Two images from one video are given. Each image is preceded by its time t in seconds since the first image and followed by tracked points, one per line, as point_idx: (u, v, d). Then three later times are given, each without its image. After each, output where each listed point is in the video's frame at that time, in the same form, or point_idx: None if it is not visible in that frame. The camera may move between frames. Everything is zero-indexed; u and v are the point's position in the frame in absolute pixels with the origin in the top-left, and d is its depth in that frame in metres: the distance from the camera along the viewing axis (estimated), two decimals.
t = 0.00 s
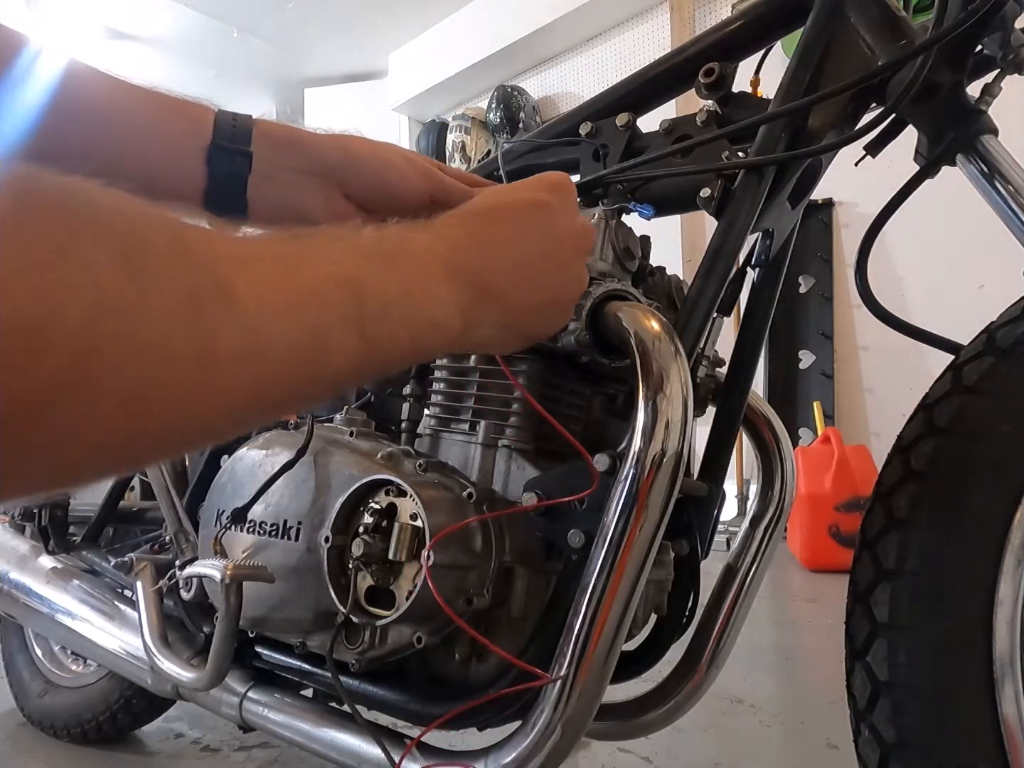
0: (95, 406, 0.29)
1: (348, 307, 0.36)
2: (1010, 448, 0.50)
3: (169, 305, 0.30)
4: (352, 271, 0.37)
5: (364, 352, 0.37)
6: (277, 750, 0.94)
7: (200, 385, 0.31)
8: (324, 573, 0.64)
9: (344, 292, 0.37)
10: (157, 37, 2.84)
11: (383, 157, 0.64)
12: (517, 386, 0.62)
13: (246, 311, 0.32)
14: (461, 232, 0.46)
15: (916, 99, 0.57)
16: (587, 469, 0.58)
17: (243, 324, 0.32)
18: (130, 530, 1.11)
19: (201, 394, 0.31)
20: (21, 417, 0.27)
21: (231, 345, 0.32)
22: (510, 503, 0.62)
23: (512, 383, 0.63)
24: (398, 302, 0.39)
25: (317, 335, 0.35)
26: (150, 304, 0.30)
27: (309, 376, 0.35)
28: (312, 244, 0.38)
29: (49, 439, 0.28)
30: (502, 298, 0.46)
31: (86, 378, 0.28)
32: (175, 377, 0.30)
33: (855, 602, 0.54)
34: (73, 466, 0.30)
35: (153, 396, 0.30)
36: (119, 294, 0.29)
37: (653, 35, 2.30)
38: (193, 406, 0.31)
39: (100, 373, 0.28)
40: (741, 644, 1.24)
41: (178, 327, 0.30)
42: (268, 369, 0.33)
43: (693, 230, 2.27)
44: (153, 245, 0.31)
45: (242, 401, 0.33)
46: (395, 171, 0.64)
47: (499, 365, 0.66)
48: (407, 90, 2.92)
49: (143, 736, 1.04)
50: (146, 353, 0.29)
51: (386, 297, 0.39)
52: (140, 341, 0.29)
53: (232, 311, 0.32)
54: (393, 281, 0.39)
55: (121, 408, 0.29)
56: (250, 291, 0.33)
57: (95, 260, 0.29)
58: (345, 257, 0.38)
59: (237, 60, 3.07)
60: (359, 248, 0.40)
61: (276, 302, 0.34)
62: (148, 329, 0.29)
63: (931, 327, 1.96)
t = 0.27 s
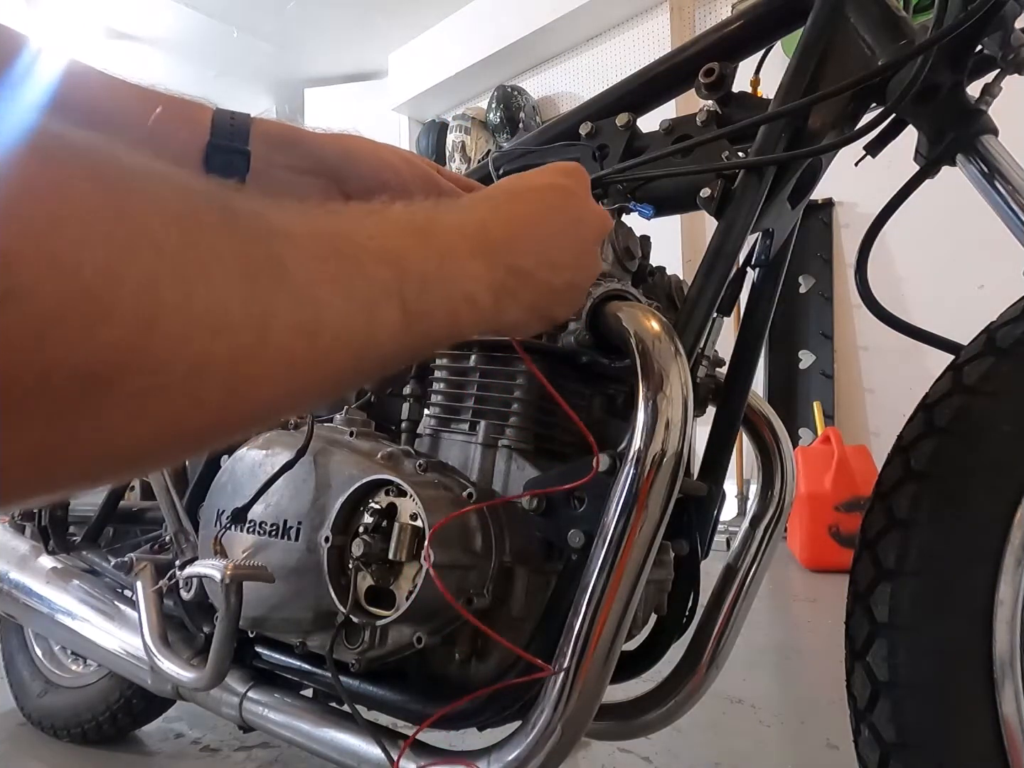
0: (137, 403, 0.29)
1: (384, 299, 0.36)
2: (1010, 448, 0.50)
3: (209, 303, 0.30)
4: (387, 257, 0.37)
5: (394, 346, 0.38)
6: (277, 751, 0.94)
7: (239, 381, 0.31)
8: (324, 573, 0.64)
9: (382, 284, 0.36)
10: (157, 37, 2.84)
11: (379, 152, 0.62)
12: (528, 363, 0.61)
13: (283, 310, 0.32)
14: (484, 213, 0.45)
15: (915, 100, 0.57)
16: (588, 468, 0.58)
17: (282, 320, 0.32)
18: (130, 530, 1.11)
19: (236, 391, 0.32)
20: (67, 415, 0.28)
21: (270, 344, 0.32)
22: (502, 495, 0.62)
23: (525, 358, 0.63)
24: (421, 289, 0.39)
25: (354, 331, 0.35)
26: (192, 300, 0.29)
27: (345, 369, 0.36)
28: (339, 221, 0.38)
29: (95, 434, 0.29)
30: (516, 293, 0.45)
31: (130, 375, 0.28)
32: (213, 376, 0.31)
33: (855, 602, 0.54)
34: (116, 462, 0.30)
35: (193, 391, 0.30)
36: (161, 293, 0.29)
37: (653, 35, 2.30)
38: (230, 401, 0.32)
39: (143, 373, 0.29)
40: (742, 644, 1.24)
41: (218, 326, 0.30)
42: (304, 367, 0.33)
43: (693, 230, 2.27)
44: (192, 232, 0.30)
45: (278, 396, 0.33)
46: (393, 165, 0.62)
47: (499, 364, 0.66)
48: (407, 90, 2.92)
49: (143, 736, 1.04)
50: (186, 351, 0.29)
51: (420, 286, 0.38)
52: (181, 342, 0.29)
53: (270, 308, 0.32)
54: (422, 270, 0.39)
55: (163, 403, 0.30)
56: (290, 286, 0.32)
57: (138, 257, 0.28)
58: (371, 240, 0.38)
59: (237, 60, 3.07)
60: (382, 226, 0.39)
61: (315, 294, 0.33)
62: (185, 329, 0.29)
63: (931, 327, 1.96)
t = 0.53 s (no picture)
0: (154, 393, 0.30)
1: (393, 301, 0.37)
2: (1010, 448, 0.50)
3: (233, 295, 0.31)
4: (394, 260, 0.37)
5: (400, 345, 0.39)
6: (277, 751, 0.94)
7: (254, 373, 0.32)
8: (324, 573, 0.64)
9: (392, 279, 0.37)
10: (157, 37, 2.83)
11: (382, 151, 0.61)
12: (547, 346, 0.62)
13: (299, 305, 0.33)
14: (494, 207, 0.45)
15: (915, 100, 0.57)
16: (589, 468, 0.57)
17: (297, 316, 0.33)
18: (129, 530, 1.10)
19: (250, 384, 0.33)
20: (104, 385, 0.29)
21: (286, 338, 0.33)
22: (497, 490, 0.63)
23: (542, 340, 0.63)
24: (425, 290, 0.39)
25: (362, 326, 0.36)
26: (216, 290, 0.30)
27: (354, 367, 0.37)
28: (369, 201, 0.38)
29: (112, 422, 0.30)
30: (519, 289, 0.46)
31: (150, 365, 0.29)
32: (228, 368, 0.32)
33: (855, 601, 0.54)
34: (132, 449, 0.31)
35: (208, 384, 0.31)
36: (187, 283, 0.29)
37: (653, 35, 2.30)
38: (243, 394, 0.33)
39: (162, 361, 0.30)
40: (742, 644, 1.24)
41: (237, 318, 0.31)
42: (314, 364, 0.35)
43: (693, 230, 2.27)
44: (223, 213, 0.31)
45: (290, 392, 0.34)
46: (397, 163, 0.61)
47: (499, 364, 0.66)
48: (407, 91, 2.92)
49: (143, 736, 1.04)
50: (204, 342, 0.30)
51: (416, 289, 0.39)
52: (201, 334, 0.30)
53: (288, 302, 0.33)
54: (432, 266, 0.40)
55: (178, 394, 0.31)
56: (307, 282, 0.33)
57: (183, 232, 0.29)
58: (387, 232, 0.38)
59: (237, 59, 3.07)
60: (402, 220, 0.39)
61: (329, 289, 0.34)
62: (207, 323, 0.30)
63: (931, 327, 1.96)
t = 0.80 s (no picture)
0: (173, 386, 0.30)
1: (404, 297, 0.37)
2: (1010, 448, 0.50)
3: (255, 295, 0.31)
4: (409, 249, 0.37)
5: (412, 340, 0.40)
6: (277, 750, 0.94)
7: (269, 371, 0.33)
8: (324, 573, 0.64)
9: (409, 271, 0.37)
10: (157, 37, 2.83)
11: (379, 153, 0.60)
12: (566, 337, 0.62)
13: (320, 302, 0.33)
14: (499, 200, 0.45)
15: (916, 100, 0.57)
16: (589, 468, 0.57)
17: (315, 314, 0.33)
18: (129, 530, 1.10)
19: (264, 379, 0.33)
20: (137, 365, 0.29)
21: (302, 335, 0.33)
22: (498, 489, 0.63)
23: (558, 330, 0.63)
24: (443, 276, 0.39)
25: (389, 311, 0.37)
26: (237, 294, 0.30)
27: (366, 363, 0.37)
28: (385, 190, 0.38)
29: (132, 412, 0.30)
30: (520, 286, 0.46)
31: (171, 367, 0.30)
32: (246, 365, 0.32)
33: (855, 601, 0.54)
34: (143, 441, 0.31)
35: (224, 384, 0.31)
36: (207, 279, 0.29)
37: (653, 35, 2.30)
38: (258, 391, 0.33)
39: (181, 359, 0.30)
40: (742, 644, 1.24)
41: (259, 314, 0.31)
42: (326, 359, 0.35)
43: (693, 230, 2.27)
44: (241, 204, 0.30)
45: (307, 389, 0.34)
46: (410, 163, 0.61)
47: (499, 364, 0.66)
48: (407, 91, 2.92)
49: (143, 736, 1.04)
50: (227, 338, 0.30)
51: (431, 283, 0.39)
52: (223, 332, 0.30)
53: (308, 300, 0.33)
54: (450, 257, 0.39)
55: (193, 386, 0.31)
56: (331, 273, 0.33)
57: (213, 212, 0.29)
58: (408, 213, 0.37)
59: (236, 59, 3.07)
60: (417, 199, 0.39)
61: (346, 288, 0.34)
62: (228, 322, 0.30)
63: (931, 327, 1.96)
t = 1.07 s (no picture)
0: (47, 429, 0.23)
1: (531, 207, 0.33)
2: (1010, 448, 0.50)
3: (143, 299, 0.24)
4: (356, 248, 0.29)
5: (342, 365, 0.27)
6: (277, 750, 0.94)
7: (163, 395, 0.24)
8: (324, 573, 0.64)
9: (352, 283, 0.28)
10: (157, 36, 2.83)
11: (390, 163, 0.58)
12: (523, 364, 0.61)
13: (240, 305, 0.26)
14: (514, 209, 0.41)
15: (916, 100, 0.57)
16: (589, 469, 0.58)
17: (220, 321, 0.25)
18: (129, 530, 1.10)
19: (172, 401, 0.24)
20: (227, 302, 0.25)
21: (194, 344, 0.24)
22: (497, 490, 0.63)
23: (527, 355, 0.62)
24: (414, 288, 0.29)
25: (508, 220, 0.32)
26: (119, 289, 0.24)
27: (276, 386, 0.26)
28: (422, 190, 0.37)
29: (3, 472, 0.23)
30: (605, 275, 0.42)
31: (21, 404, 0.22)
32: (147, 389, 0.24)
33: (855, 601, 0.54)
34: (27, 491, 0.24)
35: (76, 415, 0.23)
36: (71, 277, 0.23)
37: (653, 35, 2.30)
38: (147, 424, 0.24)
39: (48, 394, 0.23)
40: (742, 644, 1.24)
41: (159, 321, 0.24)
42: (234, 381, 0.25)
43: (693, 230, 2.27)
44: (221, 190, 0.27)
45: (447, 310, 0.29)
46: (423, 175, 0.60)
47: (499, 365, 0.66)
48: (407, 91, 2.92)
49: (142, 736, 1.04)
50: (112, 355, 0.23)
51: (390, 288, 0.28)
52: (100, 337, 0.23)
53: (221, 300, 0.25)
54: (455, 246, 0.30)
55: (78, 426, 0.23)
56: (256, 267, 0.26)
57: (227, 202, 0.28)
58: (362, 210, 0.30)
59: (237, 59, 3.06)
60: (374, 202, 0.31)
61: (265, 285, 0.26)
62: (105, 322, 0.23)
63: (931, 327, 1.96)
